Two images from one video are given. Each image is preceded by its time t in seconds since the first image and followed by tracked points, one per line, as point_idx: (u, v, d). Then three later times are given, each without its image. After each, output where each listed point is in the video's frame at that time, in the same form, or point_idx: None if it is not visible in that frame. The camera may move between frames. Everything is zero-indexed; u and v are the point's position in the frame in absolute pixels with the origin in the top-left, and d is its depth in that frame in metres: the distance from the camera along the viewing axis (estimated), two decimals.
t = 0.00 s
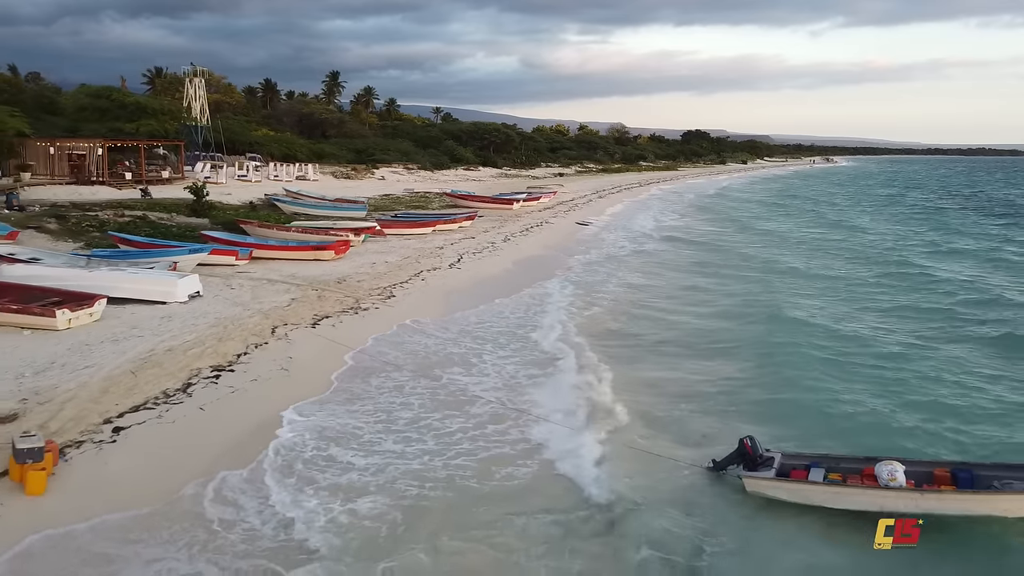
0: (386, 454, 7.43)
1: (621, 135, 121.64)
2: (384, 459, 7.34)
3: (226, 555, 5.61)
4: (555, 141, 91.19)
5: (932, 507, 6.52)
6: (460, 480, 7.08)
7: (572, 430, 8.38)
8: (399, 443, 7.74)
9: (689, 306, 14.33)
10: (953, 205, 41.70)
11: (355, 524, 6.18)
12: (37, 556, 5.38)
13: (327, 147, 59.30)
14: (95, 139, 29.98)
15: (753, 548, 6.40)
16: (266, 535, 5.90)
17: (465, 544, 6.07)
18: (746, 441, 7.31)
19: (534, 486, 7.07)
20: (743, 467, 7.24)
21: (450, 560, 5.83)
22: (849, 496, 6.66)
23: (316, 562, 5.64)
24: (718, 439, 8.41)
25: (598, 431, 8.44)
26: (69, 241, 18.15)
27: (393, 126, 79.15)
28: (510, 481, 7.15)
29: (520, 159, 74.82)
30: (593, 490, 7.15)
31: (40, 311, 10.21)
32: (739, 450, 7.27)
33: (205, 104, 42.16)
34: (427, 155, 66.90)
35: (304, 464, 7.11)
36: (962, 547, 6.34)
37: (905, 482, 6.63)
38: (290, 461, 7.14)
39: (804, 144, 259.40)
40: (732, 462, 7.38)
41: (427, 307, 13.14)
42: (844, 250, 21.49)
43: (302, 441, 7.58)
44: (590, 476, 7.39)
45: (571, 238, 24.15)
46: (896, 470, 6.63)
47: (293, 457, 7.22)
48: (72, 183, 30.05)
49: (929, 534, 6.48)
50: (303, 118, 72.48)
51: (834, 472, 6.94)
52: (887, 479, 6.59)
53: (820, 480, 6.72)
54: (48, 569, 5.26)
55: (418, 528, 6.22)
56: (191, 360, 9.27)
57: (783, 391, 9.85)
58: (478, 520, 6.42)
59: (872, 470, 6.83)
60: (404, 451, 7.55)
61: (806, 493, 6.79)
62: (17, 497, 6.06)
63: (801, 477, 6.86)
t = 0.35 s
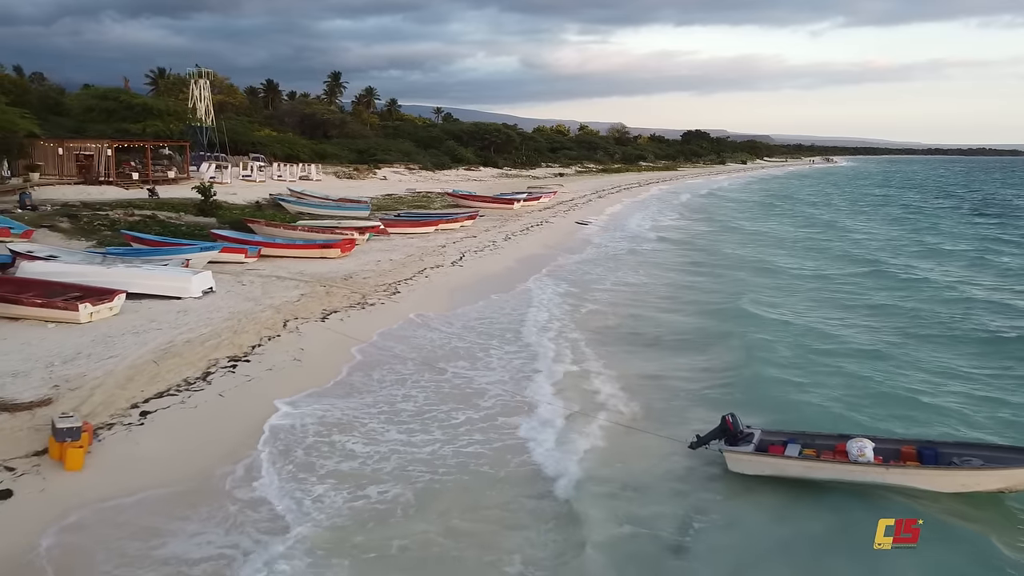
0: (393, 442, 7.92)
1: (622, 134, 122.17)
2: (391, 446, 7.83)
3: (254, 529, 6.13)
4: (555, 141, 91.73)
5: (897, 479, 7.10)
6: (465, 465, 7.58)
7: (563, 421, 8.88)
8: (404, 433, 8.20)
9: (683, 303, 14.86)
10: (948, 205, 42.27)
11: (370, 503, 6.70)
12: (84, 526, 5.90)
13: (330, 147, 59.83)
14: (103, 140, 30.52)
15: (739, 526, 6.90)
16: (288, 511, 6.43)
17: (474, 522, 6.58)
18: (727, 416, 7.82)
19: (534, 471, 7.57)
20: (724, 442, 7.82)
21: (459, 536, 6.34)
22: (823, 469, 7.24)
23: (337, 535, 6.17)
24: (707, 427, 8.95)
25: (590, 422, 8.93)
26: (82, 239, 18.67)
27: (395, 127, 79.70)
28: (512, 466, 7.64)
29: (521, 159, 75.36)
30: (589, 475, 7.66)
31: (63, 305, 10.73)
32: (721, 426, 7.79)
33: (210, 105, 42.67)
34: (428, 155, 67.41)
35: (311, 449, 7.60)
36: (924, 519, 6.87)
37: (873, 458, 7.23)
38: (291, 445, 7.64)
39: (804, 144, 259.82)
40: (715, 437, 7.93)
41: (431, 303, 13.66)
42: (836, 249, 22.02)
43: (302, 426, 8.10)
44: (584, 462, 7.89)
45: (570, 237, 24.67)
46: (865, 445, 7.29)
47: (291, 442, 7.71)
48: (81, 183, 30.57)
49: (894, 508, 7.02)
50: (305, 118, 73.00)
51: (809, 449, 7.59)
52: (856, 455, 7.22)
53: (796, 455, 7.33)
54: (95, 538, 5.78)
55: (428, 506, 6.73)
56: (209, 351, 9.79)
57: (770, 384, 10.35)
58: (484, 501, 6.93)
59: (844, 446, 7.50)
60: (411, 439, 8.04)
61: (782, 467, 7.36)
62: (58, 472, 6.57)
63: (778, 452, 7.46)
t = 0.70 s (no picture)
0: (401, 431, 8.37)
1: (622, 134, 122.70)
2: (399, 435, 8.29)
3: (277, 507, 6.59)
4: (556, 142, 92.27)
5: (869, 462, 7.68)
6: (469, 451, 8.06)
7: (561, 412, 9.34)
8: (411, 421, 8.69)
9: (679, 301, 15.34)
10: (944, 205, 42.76)
11: (383, 485, 7.18)
12: (120, 504, 6.38)
13: (332, 148, 60.36)
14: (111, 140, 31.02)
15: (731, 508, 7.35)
16: (305, 492, 6.90)
17: (483, 503, 7.04)
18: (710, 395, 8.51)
19: (535, 458, 8.02)
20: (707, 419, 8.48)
21: (468, 515, 6.80)
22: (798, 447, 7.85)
23: (354, 514, 6.63)
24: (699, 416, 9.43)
25: (588, 413, 9.38)
26: (94, 238, 19.16)
27: (397, 127, 80.24)
28: (515, 452, 8.12)
29: (521, 159, 75.88)
30: (588, 463, 8.10)
31: (83, 300, 11.23)
32: (706, 404, 8.48)
33: (214, 106, 43.19)
34: (429, 155, 67.92)
35: (322, 436, 8.07)
36: (895, 494, 7.37)
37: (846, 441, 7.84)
38: (301, 432, 8.11)
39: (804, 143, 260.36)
40: (698, 414, 8.62)
41: (434, 299, 14.14)
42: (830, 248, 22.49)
43: (308, 414, 8.60)
44: (582, 450, 8.34)
45: (570, 236, 25.16)
46: (839, 428, 7.91)
47: (301, 429, 8.19)
48: (88, 183, 31.07)
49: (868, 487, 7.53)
50: (308, 119, 73.49)
51: (786, 428, 8.16)
52: (830, 437, 7.83)
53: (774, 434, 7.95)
54: (129, 515, 6.26)
55: (438, 490, 7.16)
56: (224, 343, 10.27)
57: (762, 378, 10.79)
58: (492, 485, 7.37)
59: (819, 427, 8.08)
60: (419, 429, 8.50)
61: (762, 444, 7.96)
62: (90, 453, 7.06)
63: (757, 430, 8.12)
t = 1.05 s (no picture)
0: (410, 421, 8.84)
1: (623, 134, 123.19)
2: (408, 424, 8.76)
3: (296, 488, 7.06)
4: (557, 142, 92.75)
5: (844, 449, 8.30)
6: (473, 438, 8.55)
7: (560, 402, 9.82)
8: (417, 412, 9.15)
9: (675, 299, 15.84)
10: (940, 205, 43.16)
11: (391, 469, 7.64)
12: (148, 486, 6.85)
13: (334, 149, 60.84)
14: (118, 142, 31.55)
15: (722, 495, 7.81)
16: (321, 474, 7.38)
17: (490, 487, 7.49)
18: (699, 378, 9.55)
19: (534, 445, 8.51)
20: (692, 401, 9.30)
21: (477, 497, 7.25)
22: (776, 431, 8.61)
23: (367, 494, 7.11)
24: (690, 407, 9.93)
25: (587, 404, 9.85)
26: (105, 237, 19.67)
27: (398, 128, 80.70)
28: (516, 439, 8.62)
29: (523, 160, 76.37)
30: (588, 451, 8.55)
31: (103, 296, 11.72)
32: (691, 387, 9.30)
33: (218, 107, 43.74)
34: (430, 156, 68.41)
35: (334, 423, 8.57)
36: (869, 486, 7.91)
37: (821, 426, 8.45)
38: (314, 419, 8.61)
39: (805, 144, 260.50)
40: (685, 396, 9.47)
41: (438, 296, 14.66)
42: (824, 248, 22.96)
43: (318, 403, 9.10)
44: (582, 439, 8.80)
45: (570, 235, 25.66)
46: (816, 415, 8.49)
47: (315, 417, 8.69)
48: (96, 183, 31.60)
49: (843, 474, 8.12)
50: (309, 120, 73.97)
51: (765, 414, 8.89)
52: (807, 421, 8.43)
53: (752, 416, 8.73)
54: (157, 495, 6.72)
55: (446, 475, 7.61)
56: (239, 337, 10.77)
57: (754, 373, 11.25)
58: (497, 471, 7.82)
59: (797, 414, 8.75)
60: (425, 418, 8.99)
61: (743, 426, 8.78)
62: (119, 437, 7.55)
63: (737, 412, 8.90)
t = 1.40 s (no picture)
0: (419, 409, 9.39)
1: (624, 134, 123.80)
2: (417, 413, 9.30)
3: (313, 469, 7.64)
4: (557, 142, 93.33)
5: (824, 437, 8.98)
6: (476, 424, 9.13)
7: (559, 394, 10.38)
8: (423, 400, 9.73)
9: (670, 297, 16.41)
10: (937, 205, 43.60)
11: (401, 452, 8.21)
12: (177, 466, 7.39)
13: (337, 150, 61.44)
14: (126, 143, 32.17)
15: (713, 480, 8.37)
16: (336, 457, 7.93)
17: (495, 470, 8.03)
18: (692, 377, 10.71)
19: (534, 431, 9.09)
20: (679, 391, 9.94)
21: (481, 478, 7.82)
22: (759, 420, 9.27)
23: (379, 473, 7.68)
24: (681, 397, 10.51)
25: (584, 395, 10.40)
26: (118, 237, 20.25)
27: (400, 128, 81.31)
28: (517, 426, 9.20)
29: (523, 162, 77.00)
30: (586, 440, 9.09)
31: (123, 293, 12.30)
32: (679, 378, 9.86)
33: (224, 109, 44.38)
34: (432, 156, 68.99)
35: (346, 412, 9.11)
36: (849, 472, 8.52)
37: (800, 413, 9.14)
38: (327, 408, 9.15)
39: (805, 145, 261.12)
40: (671, 387, 10.03)
41: (442, 293, 15.25)
42: (817, 248, 23.55)
43: (331, 392, 9.68)
44: (579, 426, 9.38)
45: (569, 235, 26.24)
46: (795, 404, 9.18)
47: (327, 404, 9.27)
48: (105, 184, 32.20)
49: (824, 460, 8.75)
50: (312, 120, 74.59)
51: (747, 403, 9.56)
52: (787, 410, 9.10)
53: (737, 405, 9.37)
54: (187, 475, 7.27)
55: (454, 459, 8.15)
56: (254, 331, 11.35)
57: (745, 367, 11.78)
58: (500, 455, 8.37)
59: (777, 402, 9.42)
60: (431, 406, 9.56)
61: (729, 414, 9.45)
62: (148, 421, 8.12)
63: (721, 402, 9.55)
